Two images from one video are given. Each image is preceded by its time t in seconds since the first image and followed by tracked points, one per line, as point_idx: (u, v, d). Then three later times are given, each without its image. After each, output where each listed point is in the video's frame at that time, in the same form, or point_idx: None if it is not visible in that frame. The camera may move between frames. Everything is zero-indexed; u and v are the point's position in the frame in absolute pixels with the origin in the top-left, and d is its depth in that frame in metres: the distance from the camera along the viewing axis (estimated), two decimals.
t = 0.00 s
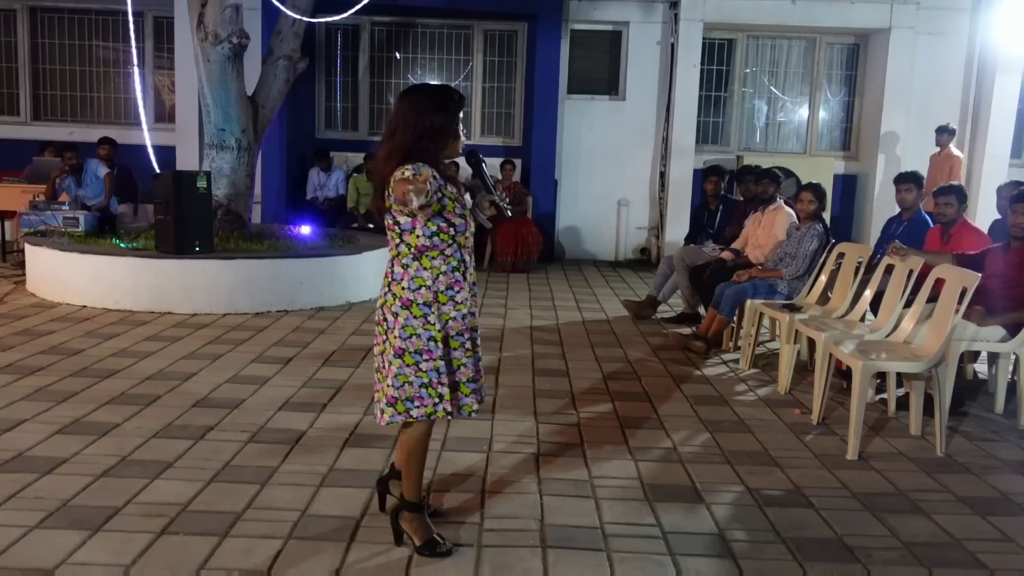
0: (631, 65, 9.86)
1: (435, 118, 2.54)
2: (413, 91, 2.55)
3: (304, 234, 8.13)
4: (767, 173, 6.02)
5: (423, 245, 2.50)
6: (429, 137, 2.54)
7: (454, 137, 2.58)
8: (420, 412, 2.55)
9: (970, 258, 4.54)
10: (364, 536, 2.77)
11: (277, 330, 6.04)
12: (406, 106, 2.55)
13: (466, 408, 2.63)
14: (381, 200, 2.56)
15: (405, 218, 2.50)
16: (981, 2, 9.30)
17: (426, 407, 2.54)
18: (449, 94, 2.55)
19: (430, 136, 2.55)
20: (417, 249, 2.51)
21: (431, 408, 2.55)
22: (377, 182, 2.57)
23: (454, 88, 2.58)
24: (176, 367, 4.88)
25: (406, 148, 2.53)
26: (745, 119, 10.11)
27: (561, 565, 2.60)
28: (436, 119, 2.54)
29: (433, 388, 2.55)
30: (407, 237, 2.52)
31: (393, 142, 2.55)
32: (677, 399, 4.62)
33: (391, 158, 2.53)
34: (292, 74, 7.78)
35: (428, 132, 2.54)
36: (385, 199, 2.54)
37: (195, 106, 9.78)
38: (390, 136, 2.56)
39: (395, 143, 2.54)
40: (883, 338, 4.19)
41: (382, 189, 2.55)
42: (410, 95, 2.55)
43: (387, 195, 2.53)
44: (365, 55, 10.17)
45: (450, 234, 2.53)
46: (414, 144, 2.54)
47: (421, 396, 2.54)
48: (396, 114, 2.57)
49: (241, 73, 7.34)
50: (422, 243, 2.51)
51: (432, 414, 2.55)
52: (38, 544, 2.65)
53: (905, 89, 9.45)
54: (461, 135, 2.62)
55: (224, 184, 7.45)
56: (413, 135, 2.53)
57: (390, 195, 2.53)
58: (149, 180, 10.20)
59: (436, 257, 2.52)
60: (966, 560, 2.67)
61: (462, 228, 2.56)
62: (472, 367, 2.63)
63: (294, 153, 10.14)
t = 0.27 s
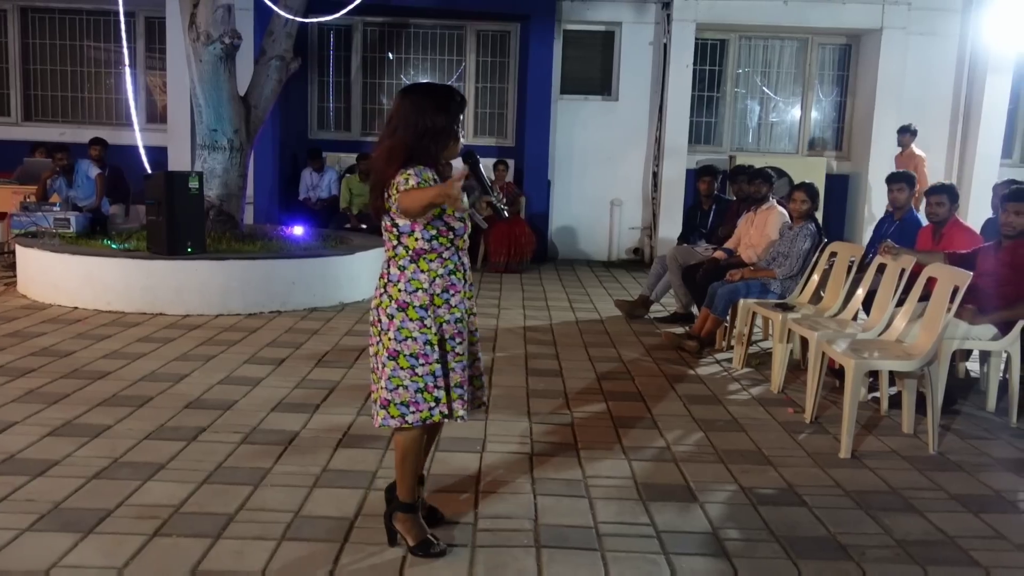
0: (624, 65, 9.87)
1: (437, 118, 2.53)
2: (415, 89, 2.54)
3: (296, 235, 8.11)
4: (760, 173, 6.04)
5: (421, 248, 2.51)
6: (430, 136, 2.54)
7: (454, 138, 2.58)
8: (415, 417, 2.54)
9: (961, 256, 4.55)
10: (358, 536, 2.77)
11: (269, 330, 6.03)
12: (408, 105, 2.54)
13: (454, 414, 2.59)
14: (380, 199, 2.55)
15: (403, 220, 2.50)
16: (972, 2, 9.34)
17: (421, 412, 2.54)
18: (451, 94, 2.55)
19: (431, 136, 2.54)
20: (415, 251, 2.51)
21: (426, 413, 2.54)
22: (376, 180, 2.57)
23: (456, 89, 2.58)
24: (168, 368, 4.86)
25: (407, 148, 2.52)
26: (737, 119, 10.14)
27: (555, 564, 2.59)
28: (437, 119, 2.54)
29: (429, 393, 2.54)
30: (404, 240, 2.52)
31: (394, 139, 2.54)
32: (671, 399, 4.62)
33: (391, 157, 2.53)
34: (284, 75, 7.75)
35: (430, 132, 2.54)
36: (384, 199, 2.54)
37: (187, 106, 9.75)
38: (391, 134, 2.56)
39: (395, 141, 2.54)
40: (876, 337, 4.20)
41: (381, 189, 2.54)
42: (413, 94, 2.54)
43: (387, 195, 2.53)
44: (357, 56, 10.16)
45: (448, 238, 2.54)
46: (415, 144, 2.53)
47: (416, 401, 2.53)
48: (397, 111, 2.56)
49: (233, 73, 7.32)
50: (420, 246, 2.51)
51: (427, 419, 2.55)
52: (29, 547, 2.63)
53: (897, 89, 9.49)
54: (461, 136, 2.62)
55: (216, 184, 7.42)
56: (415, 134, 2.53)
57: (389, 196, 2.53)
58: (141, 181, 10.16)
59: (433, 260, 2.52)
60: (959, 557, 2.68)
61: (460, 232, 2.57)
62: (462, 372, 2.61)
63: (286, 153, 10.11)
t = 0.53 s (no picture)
0: (617, 63, 9.86)
1: (431, 116, 2.53)
2: (410, 86, 2.54)
3: (290, 235, 8.09)
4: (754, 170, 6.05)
5: (418, 245, 2.50)
6: (425, 133, 2.53)
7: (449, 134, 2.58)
8: (417, 416, 2.53)
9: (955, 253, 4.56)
10: (355, 536, 2.76)
11: (264, 330, 6.01)
12: (403, 102, 2.53)
13: (460, 407, 2.63)
14: (377, 197, 2.54)
15: (400, 217, 2.50)
16: None
17: (423, 411, 2.53)
18: (445, 90, 2.54)
19: (426, 132, 2.54)
20: (412, 248, 2.51)
21: (429, 411, 2.53)
22: (372, 177, 2.56)
23: (450, 85, 2.57)
24: (163, 369, 4.84)
25: (402, 145, 2.52)
26: (731, 117, 10.15)
27: (553, 562, 2.59)
28: (432, 116, 2.53)
29: (430, 391, 2.53)
30: (402, 237, 2.52)
31: (390, 137, 2.54)
32: (667, 396, 4.62)
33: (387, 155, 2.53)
34: (277, 74, 7.72)
35: (425, 129, 2.53)
36: (382, 197, 2.54)
37: (179, 106, 9.71)
38: (385, 132, 2.56)
39: (391, 138, 2.53)
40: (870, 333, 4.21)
41: (378, 186, 2.54)
42: (408, 91, 2.53)
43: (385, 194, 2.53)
44: (350, 55, 10.14)
45: (446, 234, 2.53)
46: (411, 141, 2.53)
47: (418, 400, 2.52)
48: (392, 108, 2.55)
49: (225, 73, 7.30)
50: (417, 243, 2.50)
51: (430, 417, 2.54)
52: (24, 549, 2.62)
53: (889, 86, 9.51)
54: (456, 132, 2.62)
55: (209, 184, 7.40)
56: (411, 131, 2.52)
57: (387, 193, 2.53)
58: (133, 181, 10.12)
59: (430, 256, 2.52)
60: (956, 553, 2.68)
61: (456, 228, 2.54)
62: (462, 368, 2.61)
63: (280, 152, 10.08)
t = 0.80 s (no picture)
0: (615, 58, 9.84)
1: (433, 110, 2.51)
2: (411, 81, 2.52)
3: (289, 232, 8.07)
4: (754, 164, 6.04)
5: (425, 240, 2.48)
6: (428, 127, 2.51)
7: (453, 128, 2.56)
8: (425, 410, 2.52)
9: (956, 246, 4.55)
10: (356, 534, 2.75)
11: (263, 328, 5.99)
12: (404, 97, 2.52)
13: (455, 404, 2.58)
14: (381, 193, 2.53)
15: (406, 212, 2.48)
16: None
17: (431, 405, 2.52)
18: (447, 84, 2.53)
19: (429, 127, 2.52)
20: (418, 243, 2.49)
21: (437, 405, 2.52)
22: (376, 174, 2.55)
23: (451, 79, 2.55)
24: (161, 367, 4.83)
25: (406, 139, 2.50)
26: (729, 112, 10.13)
27: (555, 559, 2.58)
28: (435, 110, 2.51)
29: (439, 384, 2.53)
30: (408, 232, 2.50)
31: (392, 131, 2.52)
32: (668, 391, 4.61)
33: (390, 150, 2.51)
34: (274, 71, 7.68)
35: (428, 123, 2.51)
36: (386, 192, 2.52)
37: (176, 103, 9.68)
38: (388, 127, 2.54)
39: (394, 133, 2.51)
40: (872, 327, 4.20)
41: (382, 182, 2.52)
42: (409, 86, 2.52)
43: (389, 190, 2.52)
44: (347, 51, 10.11)
45: (453, 228, 2.51)
46: (414, 136, 2.51)
47: (426, 393, 2.51)
48: (394, 103, 2.54)
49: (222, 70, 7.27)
50: (424, 237, 2.48)
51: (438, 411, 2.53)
52: (23, 548, 2.61)
53: (887, 81, 9.49)
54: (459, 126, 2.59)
55: (207, 181, 7.37)
56: (413, 125, 2.50)
57: (391, 189, 2.52)
58: (131, 179, 10.09)
59: (437, 251, 2.50)
60: (960, 547, 2.67)
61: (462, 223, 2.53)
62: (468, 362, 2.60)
63: (277, 149, 10.05)
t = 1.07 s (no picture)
0: (612, 49, 9.80)
1: (434, 101, 2.49)
2: (412, 71, 2.50)
3: (285, 224, 8.04)
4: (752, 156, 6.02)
5: (427, 233, 2.48)
6: (429, 119, 2.49)
7: (453, 120, 2.54)
8: (433, 402, 2.50)
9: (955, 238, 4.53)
10: (356, 527, 2.74)
11: (260, 321, 5.98)
12: (405, 87, 2.49)
13: (465, 394, 2.61)
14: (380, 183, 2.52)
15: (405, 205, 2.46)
16: None
17: (439, 397, 2.50)
18: (448, 75, 2.51)
19: (429, 118, 2.50)
20: (422, 235, 2.48)
21: (445, 397, 2.51)
22: (375, 164, 2.54)
23: (452, 70, 2.54)
24: (159, 360, 4.81)
25: (406, 131, 2.48)
26: (726, 103, 10.11)
27: (556, 552, 2.58)
28: (436, 101, 2.50)
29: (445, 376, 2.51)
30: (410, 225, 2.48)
31: (392, 122, 2.50)
32: (667, 384, 4.61)
33: (389, 141, 2.49)
34: (270, 63, 7.61)
35: (428, 114, 2.49)
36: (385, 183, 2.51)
37: (171, 95, 9.64)
38: (388, 116, 2.51)
39: (393, 124, 2.50)
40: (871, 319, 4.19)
41: (381, 173, 2.51)
42: (410, 76, 2.50)
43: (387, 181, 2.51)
44: (343, 43, 10.06)
45: (452, 222, 2.50)
46: (414, 126, 2.49)
47: (434, 386, 2.49)
48: (394, 93, 2.52)
49: (218, 62, 7.23)
50: (426, 231, 2.47)
51: (446, 403, 2.52)
52: (21, 544, 2.60)
53: (885, 71, 9.47)
54: (459, 117, 2.57)
55: (203, 174, 7.34)
56: (413, 116, 2.48)
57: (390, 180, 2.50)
58: (126, 172, 10.04)
59: (439, 243, 2.51)
60: (959, 539, 2.68)
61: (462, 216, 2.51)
62: (470, 354, 2.61)
63: (273, 141, 10.01)
